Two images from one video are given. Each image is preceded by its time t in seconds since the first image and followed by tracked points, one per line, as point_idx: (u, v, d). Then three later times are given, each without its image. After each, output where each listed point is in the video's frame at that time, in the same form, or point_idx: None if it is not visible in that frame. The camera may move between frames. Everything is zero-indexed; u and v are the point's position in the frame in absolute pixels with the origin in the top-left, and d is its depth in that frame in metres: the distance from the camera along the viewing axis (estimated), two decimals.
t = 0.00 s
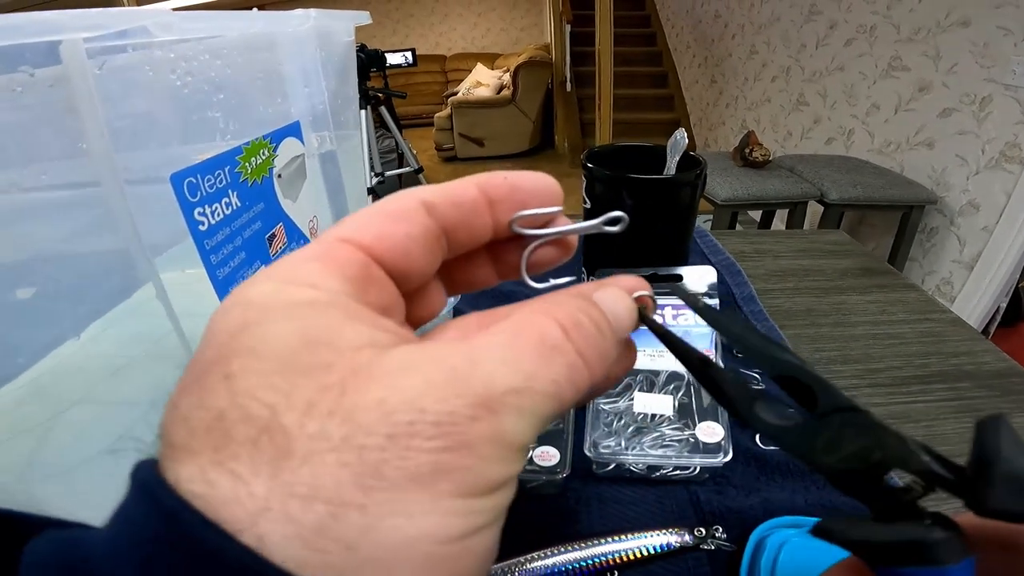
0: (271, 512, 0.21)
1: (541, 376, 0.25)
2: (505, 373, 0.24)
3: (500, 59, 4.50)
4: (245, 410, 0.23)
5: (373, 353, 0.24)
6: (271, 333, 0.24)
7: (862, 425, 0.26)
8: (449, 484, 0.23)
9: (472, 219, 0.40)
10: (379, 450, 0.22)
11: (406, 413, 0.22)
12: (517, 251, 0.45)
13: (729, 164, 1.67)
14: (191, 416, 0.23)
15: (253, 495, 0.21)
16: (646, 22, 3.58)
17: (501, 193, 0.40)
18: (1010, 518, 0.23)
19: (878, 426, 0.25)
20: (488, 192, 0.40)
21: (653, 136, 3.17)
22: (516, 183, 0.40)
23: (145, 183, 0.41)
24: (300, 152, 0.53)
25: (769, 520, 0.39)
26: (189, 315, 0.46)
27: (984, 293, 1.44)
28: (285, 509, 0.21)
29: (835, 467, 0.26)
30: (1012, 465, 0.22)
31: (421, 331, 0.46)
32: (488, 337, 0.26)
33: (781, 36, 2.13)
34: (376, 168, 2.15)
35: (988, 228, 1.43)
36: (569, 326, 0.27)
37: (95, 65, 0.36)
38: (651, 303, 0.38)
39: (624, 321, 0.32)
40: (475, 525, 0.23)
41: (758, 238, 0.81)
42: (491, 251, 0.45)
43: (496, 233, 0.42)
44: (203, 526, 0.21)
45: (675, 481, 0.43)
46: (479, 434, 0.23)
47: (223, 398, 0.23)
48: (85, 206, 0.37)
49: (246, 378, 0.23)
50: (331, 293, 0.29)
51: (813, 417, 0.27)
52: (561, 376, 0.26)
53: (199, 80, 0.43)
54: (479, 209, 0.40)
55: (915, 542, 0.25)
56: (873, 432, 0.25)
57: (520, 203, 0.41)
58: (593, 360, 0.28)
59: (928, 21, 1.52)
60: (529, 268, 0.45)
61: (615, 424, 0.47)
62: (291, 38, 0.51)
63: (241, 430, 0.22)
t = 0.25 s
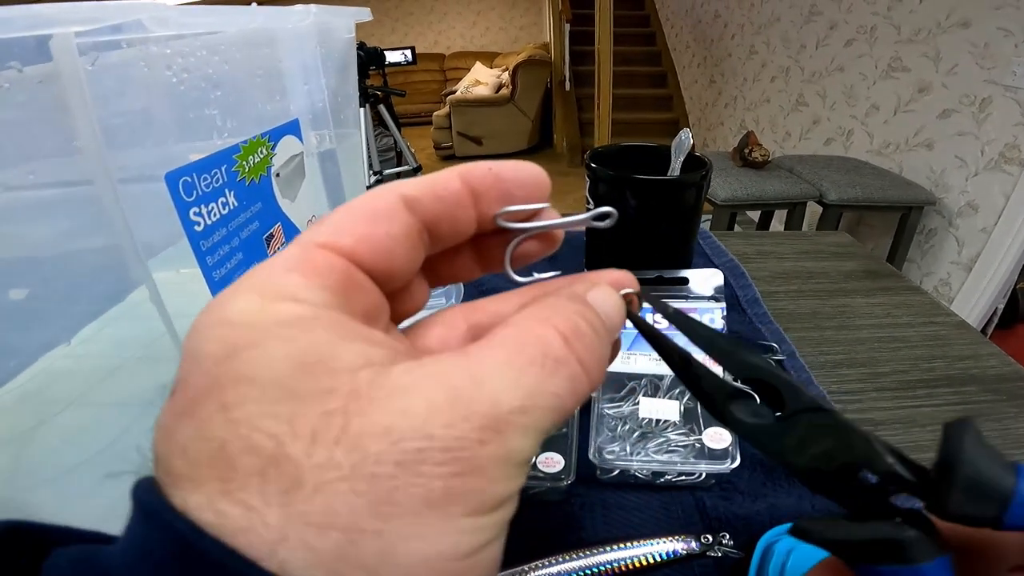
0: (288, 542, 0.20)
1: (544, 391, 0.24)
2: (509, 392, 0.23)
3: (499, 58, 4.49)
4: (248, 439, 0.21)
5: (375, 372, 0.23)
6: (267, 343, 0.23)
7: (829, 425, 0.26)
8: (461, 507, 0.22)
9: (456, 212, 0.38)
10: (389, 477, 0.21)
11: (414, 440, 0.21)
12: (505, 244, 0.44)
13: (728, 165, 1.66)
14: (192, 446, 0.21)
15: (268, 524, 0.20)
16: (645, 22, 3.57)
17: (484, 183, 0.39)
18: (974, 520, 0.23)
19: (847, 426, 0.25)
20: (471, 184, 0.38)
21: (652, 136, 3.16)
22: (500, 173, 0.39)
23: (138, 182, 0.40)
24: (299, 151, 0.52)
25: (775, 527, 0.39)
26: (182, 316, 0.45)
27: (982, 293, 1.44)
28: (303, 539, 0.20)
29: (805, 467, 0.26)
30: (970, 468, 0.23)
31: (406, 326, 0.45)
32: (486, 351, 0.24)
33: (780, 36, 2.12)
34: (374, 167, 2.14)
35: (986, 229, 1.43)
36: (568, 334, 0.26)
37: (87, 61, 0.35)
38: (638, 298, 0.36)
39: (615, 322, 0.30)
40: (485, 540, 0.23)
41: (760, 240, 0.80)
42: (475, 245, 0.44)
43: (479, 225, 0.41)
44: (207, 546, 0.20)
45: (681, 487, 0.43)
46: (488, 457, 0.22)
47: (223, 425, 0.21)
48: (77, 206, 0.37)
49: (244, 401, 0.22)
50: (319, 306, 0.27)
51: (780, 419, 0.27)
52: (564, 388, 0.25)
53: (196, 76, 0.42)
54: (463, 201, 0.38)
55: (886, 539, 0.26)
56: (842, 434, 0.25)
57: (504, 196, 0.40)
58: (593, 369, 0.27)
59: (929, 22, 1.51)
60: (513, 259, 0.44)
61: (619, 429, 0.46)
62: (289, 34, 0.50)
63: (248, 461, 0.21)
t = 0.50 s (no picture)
0: (298, 568, 0.19)
1: (547, 415, 0.23)
2: (514, 419, 0.22)
3: (501, 59, 4.49)
4: (250, 466, 0.20)
5: (377, 399, 0.22)
6: (267, 357, 0.22)
7: (824, 440, 0.25)
8: (465, 532, 0.21)
9: (455, 223, 0.37)
10: (396, 506, 0.20)
11: (418, 469, 0.21)
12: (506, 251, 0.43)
13: (731, 167, 1.66)
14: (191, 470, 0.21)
15: (276, 552, 0.19)
16: (646, 23, 3.57)
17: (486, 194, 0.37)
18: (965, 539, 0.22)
19: (841, 441, 0.25)
20: (470, 193, 0.36)
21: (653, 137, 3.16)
22: (503, 182, 0.37)
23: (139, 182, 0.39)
24: (301, 152, 0.51)
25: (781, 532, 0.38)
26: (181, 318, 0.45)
27: (984, 297, 1.43)
28: (312, 565, 0.19)
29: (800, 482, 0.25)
30: (965, 488, 0.22)
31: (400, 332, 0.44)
32: (489, 375, 0.23)
33: (783, 38, 2.12)
34: (375, 167, 2.13)
35: (988, 233, 1.43)
36: (571, 356, 0.25)
37: (88, 60, 0.35)
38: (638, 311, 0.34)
39: (618, 338, 0.29)
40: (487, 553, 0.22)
41: (764, 243, 0.79)
42: (473, 253, 0.43)
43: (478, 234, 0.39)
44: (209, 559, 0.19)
45: (685, 493, 0.42)
46: (493, 485, 0.22)
47: (224, 450, 0.21)
48: (77, 206, 0.36)
49: (245, 425, 0.21)
50: (316, 324, 0.25)
51: (775, 432, 0.26)
52: (566, 412, 0.24)
53: (199, 75, 0.42)
54: (463, 212, 0.37)
55: (876, 554, 0.25)
56: (836, 449, 0.24)
57: (506, 205, 0.38)
58: (596, 392, 0.26)
59: (933, 24, 1.51)
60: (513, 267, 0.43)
61: (622, 434, 0.46)
62: (292, 33, 0.49)
63: (251, 489, 0.20)
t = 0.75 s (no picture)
0: None
1: (564, 427, 0.23)
2: (532, 433, 0.22)
3: (502, 63, 4.50)
4: (260, 485, 0.19)
5: (390, 410, 0.21)
6: (267, 365, 0.21)
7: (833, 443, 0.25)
8: (481, 548, 0.21)
9: (461, 212, 0.35)
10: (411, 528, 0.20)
11: (439, 489, 0.20)
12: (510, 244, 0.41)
13: (731, 172, 1.66)
14: (197, 489, 0.19)
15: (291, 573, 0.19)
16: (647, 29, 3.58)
17: (494, 181, 0.35)
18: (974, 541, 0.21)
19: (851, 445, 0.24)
20: (478, 182, 0.34)
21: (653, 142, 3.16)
22: (511, 170, 0.35)
23: (145, 187, 0.40)
24: (305, 158, 0.52)
25: (781, 537, 0.38)
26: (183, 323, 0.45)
27: (983, 302, 1.44)
28: None
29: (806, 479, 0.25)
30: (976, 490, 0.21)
31: (397, 324, 0.42)
32: (507, 389, 0.23)
33: (783, 43, 2.12)
34: (376, 171, 2.14)
35: (988, 238, 1.43)
36: (587, 364, 0.25)
37: (97, 66, 0.35)
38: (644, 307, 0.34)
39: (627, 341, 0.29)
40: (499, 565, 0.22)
41: (764, 249, 0.80)
42: (479, 243, 0.41)
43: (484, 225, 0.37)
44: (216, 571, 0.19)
45: (686, 498, 0.42)
46: (511, 501, 0.21)
47: (230, 467, 0.20)
48: (83, 211, 0.36)
49: (250, 443, 0.20)
50: (315, 326, 0.24)
51: (785, 432, 0.26)
52: (582, 422, 0.24)
53: (204, 81, 0.42)
54: (470, 201, 0.34)
55: (877, 557, 0.23)
56: (843, 451, 0.24)
57: (516, 195, 0.36)
58: (607, 398, 0.26)
59: (933, 29, 1.51)
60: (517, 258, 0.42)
61: (624, 440, 0.46)
62: (298, 38, 0.50)
63: (261, 510, 0.19)
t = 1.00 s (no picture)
0: None
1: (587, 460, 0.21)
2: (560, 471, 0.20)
3: (502, 63, 4.51)
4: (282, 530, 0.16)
5: (417, 445, 0.18)
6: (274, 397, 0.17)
7: (846, 444, 0.25)
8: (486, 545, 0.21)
9: (487, 198, 0.28)
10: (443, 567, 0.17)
11: (472, 530, 0.18)
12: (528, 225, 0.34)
13: (732, 172, 1.66)
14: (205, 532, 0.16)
15: None
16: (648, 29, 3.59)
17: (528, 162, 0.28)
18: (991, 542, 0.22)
19: (866, 447, 0.24)
20: (509, 165, 0.28)
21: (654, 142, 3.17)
22: (548, 153, 0.29)
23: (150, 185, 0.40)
24: (308, 156, 0.52)
25: (784, 535, 0.38)
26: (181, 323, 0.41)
27: (985, 302, 1.43)
28: None
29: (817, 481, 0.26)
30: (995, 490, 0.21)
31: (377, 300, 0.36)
32: (536, 423, 0.20)
33: (785, 43, 2.12)
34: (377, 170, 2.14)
35: (990, 238, 1.43)
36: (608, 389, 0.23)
37: (103, 62, 0.35)
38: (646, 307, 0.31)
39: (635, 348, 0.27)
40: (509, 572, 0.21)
41: (766, 248, 0.80)
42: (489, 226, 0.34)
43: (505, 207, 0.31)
44: None
45: (689, 496, 0.42)
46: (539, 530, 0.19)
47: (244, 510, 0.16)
48: (88, 208, 0.37)
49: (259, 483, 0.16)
50: (324, 336, 0.19)
51: (794, 433, 0.26)
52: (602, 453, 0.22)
53: (209, 79, 0.42)
54: (500, 186, 0.28)
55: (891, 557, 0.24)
56: (855, 453, 0.24)
57: (547, 181, 0.30)
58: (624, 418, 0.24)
59: (935, 29, 1.51)
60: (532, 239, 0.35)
61: (627, 437, 0.46)
62: (302, 36, 0.50)
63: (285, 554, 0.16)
